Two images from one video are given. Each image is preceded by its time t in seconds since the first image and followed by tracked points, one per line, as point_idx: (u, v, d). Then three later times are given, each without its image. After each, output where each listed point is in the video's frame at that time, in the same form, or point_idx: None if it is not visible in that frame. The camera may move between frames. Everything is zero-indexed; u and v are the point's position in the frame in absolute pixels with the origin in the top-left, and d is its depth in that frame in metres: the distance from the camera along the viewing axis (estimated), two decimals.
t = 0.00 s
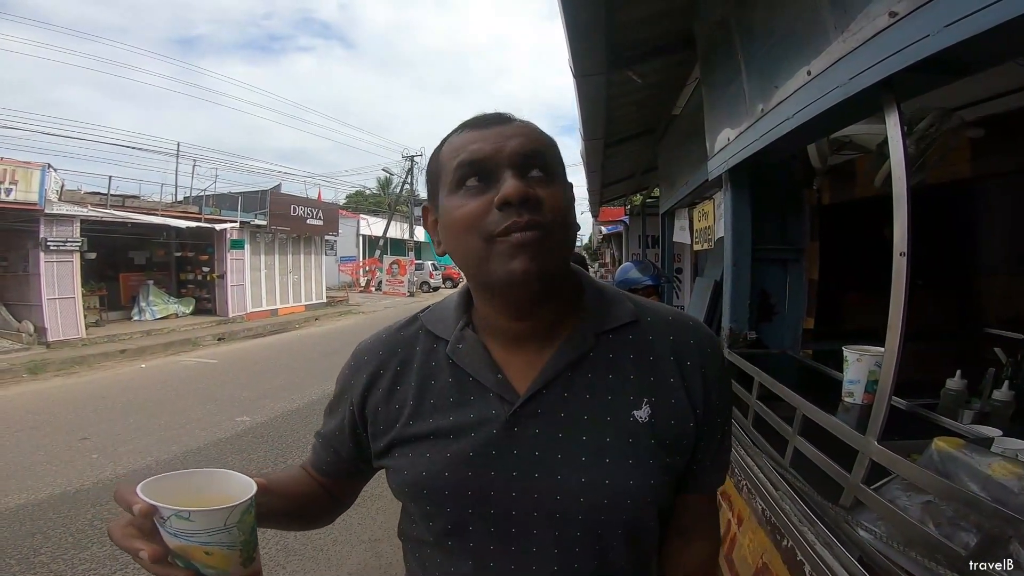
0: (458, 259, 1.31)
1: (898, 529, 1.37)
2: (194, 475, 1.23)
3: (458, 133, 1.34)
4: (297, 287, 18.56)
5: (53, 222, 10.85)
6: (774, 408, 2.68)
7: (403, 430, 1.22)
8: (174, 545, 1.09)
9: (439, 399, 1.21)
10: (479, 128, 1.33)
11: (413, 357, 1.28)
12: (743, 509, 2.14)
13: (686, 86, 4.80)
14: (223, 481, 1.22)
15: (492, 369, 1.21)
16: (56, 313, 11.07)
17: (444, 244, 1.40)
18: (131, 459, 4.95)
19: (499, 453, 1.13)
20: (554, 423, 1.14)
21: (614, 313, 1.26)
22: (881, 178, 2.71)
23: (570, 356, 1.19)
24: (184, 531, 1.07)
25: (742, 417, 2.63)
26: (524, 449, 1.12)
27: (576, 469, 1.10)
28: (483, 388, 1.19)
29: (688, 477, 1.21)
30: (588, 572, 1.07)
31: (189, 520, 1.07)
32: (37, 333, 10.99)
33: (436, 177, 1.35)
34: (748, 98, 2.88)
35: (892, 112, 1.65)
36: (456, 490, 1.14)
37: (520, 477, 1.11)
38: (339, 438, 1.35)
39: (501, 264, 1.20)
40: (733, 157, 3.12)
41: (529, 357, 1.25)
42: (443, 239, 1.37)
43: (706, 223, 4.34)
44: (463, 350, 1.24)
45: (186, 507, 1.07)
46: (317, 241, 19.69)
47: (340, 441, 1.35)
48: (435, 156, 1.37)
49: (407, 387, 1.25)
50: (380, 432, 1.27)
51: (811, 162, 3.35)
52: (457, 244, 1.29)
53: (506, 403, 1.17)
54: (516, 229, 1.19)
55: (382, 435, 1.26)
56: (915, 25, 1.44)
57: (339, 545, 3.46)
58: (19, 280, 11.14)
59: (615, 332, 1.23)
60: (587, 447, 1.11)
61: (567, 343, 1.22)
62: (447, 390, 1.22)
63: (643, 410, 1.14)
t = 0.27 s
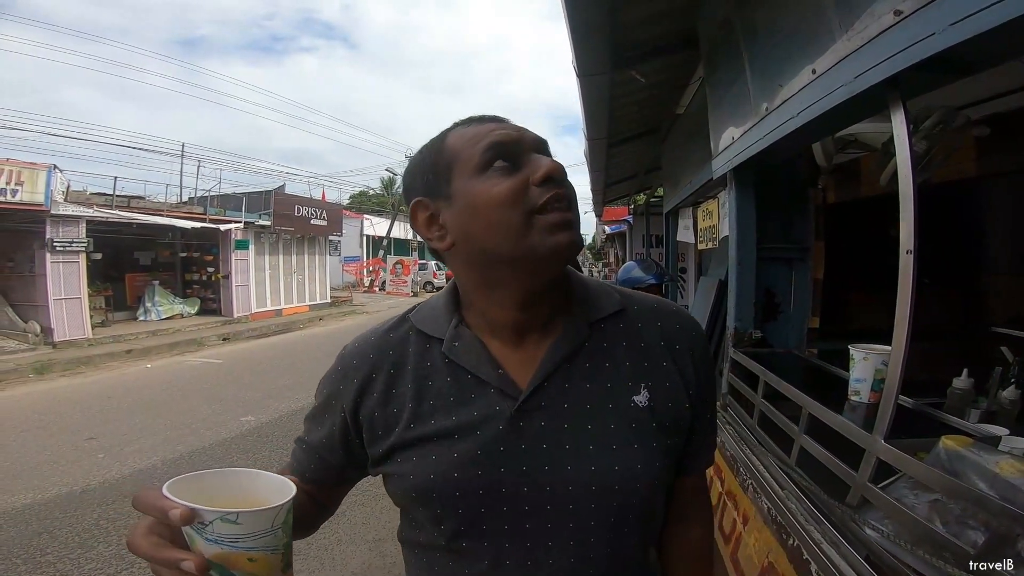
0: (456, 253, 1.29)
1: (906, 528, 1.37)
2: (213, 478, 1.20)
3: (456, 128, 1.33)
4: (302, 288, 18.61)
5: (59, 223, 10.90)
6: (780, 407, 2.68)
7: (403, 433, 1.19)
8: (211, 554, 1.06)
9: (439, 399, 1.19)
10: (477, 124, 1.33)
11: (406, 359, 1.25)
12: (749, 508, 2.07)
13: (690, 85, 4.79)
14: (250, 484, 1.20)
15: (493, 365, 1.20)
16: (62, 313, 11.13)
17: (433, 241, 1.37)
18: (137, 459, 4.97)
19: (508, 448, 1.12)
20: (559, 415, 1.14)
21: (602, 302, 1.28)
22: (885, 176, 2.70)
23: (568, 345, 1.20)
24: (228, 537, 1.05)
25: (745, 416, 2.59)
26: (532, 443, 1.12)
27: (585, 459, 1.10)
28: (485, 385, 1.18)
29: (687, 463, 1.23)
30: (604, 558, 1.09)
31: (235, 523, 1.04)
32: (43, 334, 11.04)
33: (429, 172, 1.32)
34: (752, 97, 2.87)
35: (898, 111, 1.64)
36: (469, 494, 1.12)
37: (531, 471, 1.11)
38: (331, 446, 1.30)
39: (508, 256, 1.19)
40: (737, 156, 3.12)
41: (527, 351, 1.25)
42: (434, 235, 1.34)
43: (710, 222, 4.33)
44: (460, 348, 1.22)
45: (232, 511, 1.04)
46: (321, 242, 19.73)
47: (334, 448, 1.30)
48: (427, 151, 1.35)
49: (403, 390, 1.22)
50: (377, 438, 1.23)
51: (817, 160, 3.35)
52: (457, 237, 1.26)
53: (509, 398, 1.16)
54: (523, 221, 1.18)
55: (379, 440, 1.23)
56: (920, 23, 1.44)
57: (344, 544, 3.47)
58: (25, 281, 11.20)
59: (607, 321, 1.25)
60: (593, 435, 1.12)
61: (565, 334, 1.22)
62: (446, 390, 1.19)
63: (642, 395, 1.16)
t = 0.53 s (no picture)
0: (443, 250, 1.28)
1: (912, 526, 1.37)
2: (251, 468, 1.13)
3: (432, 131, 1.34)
4: (307, 287, 18.66)
5: (67, 223, 10.96)
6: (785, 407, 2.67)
7: (404, 435, 1.16)
8: (280, 552, 1.02)
9: (438, 398, 1.17)
10: (452, 127, 1.35)
11: (398, 361, 1.22)
12: (752, 507, 1.90)
13: (694, 84, 4.78)
14: (291, 473, 1.15)
15: (490, 358, 1.19)
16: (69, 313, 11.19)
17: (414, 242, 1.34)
18: (144, 457, 5.00)
19: (517, 440, 1.11)
20: (562, 401, 1.15)
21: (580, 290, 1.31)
22: (892, 173, 2.68)
23: (558, 330, 1.23)
24: (299, 534, 1.01)
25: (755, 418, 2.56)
26: (539, 431, 1.12)
27: (591, 443, 1.12)
28: (484, 377, 1.17)
29: (677, 433, 1.32)
30: (618, 534, 1.12)
31: (309, 517, 1.00)
32: (51, 333, 11.11)
33: (410, 173, 1.30)
34: (757, 95, 2.86)
35: (903, 109, 1.64)
36: (483, 493, 1.10)
37: (541, 460, 1.11)
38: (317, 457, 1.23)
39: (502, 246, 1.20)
40: (742, 154, 3.11)
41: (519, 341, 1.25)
42: (416, 235, 1.32)
43: (715, 221, 4.32)
44: (455, 345, 1.21)
45: (309, 503, 1.00)
46: (326, 241, 19.77)
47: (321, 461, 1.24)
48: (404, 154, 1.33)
49: (398, 393, 1.20)
50: (376, 444, 1.19)
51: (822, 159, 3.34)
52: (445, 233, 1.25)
53: (511, 389, 1.15)
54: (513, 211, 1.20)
55: (379, 445, 1.19)
56: (925, 23, 1.43)
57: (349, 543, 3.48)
58: (32, 280, 11.27)
59: (588, 308, 1.29)
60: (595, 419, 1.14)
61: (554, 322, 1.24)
62: (445, 388, 1.17)
63: (633, 374, 1.20)
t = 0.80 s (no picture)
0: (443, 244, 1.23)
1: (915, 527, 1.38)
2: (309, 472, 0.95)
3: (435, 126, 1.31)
4: (311, 286, 18.70)
5: (73, 221, 11.02)
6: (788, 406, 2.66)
7: (401, 440, 1.12)
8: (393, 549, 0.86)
9: (433, 400, 1.13)
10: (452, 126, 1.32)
11: (385, 366, 1.16)
12: (754, 507, 1.89)
13: (698, 83, 4.78)
14: (354, 472, 0.97)
15: (483, 356, 1.17)
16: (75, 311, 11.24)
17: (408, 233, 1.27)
18: (149, 455, 5.02)
19: (518, 435, 1.12)
20: (552, 392, 1.18)
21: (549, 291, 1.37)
22: (897, 174, 2.67)
23: (541, 327, 1.27)
24: (413, 523, 0.86)
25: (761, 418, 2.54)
26: (537, 424, 1.14)
27: (584, 431, 1.16)
28: (479, 375, 1.15)
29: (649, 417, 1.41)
30: (611, 514, 1.18)
31: (420, 502, 0.86)
32: (57, 331, 11.17)
33: (418, 160, 1.24)
34: (761, 94, 2.85)
35: (907, 109, 1.63)
36: (491, 492, 1.10)
37: (542, 453, 1.13)
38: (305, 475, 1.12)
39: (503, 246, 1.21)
40: (746, 154, 3.10)
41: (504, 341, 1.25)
42: (413, 225, 1.24)
43: (718, 220, 4.31)
44: (444, 346, 1.16)
45: (421, 486, 0.85)
46: (330, 240, 19.80)
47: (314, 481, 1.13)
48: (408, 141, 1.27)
49: (389, 398, 1.13)
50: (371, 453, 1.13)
51: (826, 158, 3.34)
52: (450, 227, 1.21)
53: (505, 385, 1.15)
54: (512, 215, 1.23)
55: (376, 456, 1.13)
56: (928, 23, 1.43)
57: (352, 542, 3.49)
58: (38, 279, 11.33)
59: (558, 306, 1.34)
60: (583, 407, 1.18)
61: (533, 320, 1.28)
62: (440, 390, 1.13)
63: (609, 362, 1.27)
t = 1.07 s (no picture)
0: (474, 242, 1.17)
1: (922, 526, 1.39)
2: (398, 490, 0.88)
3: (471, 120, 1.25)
4: (313, 285, 18.72)
5: (75, 220, 11.03)
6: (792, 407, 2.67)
7: (409, 447, 1.05)
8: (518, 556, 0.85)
9: (437, 402, 1.08)
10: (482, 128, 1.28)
11: (382, 370, 1.08)
12: (760, 507, 1.88)
13: (701, 83, 4.77)
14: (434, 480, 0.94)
15: (483, 357, 1.14)
16: (77, 310, 11.26)
17: (435, 220, 1.17)
18: (152, 454, 5.03)
19: (521, 433, 1.11)
20: (547, 388, 1.20)
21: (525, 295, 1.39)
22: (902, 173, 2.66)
23: (527, 327, 1.29)
24: (530, 519, 0.87)
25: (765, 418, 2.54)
26: (538, 420, 1.14)
27: (579, 422, 1.20)
28: (480, 375, 1.12)
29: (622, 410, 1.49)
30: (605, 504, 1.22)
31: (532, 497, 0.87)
32: (59, 330, 11.18)
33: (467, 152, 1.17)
34: (767, 94, 2.84)
35: (915, 110, 1.63)
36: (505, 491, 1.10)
37: (546, 447, 1.13)
38: (302, 497, 0.99)
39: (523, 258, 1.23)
40: (752, 154, 3.09)
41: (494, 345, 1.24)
42: (447, 216, 1.16)
43: (721, 220, 4.32)
44: (443, 347, 1.11)
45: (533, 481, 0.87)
46: (332, 239, 19.82)
47: (312, 502, 1.01)
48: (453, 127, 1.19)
49: (391, 403, 1.06)
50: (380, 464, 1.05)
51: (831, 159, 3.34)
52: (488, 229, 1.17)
53: (505, 384, 1.14)
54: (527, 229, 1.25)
55: (382, 468, 1.05)
56: (938, 24, 1.42)
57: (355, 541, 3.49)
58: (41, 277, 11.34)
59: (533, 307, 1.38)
60: (571, 400, 1.21)
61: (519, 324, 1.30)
62: (442, 392, 1.08)
63: (588, 358, 1.34)
